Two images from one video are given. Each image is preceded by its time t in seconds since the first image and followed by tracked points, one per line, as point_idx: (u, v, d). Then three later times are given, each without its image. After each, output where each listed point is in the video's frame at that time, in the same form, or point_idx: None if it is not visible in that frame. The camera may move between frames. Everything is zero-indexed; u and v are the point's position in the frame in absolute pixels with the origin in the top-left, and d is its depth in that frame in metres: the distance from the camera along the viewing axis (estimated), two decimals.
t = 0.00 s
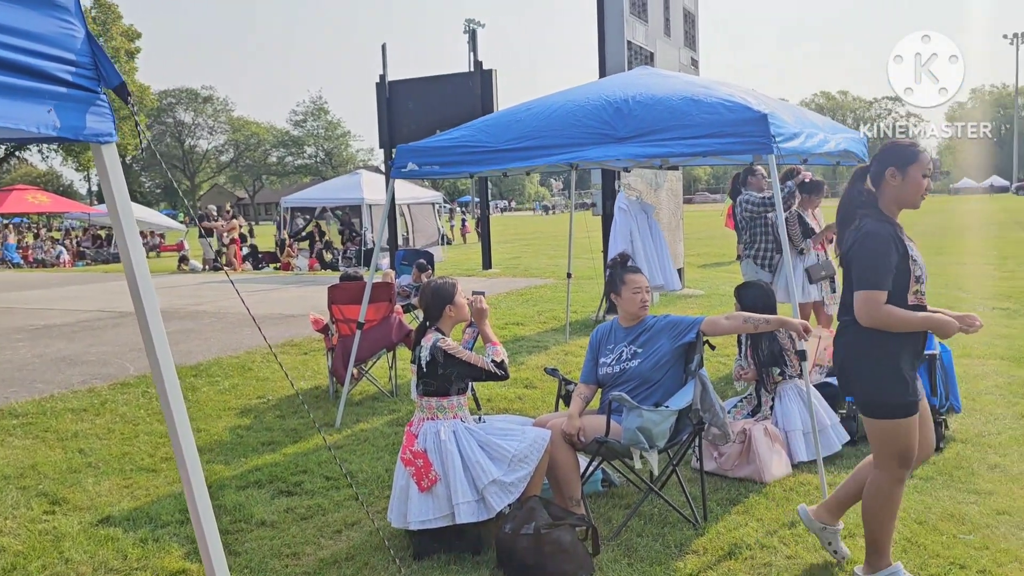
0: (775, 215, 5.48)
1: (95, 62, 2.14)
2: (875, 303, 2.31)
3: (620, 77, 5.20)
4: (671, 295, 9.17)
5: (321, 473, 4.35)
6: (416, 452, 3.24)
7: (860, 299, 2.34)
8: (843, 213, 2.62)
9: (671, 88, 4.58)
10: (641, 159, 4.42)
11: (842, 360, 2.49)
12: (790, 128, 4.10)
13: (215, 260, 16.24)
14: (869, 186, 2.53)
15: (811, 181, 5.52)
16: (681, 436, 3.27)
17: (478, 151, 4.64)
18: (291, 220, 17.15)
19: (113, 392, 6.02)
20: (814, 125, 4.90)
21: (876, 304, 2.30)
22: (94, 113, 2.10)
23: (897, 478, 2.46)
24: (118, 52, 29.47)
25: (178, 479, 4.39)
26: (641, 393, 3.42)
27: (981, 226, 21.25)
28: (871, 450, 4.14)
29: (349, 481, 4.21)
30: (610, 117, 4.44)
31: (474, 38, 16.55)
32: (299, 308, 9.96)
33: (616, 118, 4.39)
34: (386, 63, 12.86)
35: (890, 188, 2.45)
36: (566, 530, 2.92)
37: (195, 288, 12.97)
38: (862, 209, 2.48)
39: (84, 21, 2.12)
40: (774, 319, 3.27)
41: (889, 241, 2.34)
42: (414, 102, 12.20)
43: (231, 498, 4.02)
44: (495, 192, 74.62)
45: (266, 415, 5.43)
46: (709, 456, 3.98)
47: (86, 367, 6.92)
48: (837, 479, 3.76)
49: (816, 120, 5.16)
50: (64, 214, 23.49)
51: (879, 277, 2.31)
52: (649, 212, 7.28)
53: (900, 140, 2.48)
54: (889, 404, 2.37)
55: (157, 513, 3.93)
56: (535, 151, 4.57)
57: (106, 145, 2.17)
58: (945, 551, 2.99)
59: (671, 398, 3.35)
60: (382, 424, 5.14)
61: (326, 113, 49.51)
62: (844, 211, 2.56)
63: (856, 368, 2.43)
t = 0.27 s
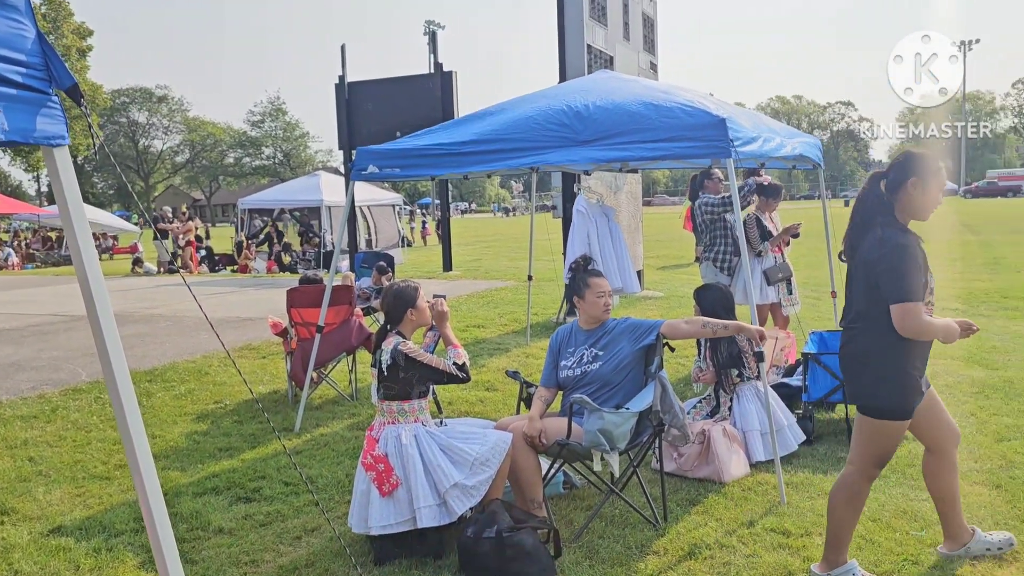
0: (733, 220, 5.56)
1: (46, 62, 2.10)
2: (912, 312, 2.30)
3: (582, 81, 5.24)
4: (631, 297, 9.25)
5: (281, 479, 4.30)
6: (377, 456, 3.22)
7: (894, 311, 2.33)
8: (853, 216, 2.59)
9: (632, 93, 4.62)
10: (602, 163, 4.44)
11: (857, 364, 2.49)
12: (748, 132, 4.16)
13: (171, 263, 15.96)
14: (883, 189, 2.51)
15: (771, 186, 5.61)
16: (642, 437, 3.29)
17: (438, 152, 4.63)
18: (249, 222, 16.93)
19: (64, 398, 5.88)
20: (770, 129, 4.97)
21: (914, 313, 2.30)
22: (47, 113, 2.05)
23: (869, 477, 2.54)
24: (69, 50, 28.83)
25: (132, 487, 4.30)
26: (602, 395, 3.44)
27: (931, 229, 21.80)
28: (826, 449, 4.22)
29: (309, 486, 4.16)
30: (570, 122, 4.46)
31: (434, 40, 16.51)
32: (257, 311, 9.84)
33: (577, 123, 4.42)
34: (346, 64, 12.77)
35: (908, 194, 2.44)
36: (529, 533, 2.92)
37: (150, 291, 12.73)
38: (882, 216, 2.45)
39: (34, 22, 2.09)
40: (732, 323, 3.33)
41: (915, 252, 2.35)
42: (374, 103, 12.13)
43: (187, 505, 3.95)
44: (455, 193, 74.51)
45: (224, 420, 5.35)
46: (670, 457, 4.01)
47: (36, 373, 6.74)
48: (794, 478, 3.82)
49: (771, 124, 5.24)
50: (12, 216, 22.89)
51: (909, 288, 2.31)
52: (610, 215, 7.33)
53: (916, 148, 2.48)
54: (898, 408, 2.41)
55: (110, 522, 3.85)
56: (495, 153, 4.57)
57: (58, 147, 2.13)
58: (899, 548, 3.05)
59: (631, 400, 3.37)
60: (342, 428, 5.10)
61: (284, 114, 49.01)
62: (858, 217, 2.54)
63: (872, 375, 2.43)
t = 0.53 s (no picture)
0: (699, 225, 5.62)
1: (4, 65, 2.07)
2: (951, 307, 2.47)
3: (549, 86, 5.26)
4: (598, 300, 9.30)
5: (246, 485, 4.25)
6: (344, 462, 3.19)
7: (935, 310, 2.48)
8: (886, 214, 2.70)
9: (598, 99, 4.64)
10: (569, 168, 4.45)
11: (892, 354, 2.65)
12: (712, 138, 4.21)
13: (133, 266, 15.70)
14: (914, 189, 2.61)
15: (737, 190, 5.68)
16: (610, 440, 3.30)
17: (404, 156, 4.64)
18: (213, 225, 16.72)
19: (22, 405, 5.75)
20: (734, 134, 5.03)
21: (953, 311, 2.47)
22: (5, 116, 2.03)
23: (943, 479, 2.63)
24: (27, 50, 28.26)
25: (93, 495, 4.22)
26: (569, 399, 3.45)
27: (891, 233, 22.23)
28: (790, 450, 4.28)
29: (274, 492, 4.12)
30: (537, 127, 4.47)
31: (402, 42, 16.45)
32: (222, 316, 9.72)
33: (543, 128, 4.43)
34: (312, 66, 12.68)
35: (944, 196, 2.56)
36: (496, 537, 2.92)
37: (111, 295, 12.51)
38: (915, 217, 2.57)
39: None
40: (697, 327, 3.37)
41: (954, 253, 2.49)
42: (340, 106, 12.06)
43: (150, 513, 3.89)
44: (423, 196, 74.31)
45: (187, 426, 5.28)
46: (637, 459, 4.04)
47: None
48: (759, 479, 3.87)
49: (735, 128, 5.30)
50: None
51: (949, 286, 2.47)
52: (577, 219, 7.36)
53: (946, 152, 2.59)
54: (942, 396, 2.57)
55: (70, 532, 3.77)
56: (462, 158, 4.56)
57: (16, 150, 2.09)
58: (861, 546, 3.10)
59: (599, 403, 3.39)
60: (308, 433, 5.06)
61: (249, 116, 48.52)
62: (888, 217, 2.65)
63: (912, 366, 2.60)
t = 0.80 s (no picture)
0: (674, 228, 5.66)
1: None
2: (987, 299, 2.55)
3: (525, 89, 5.27)
4: (574, 303, 9.33)
5: (219, 490, 4.21)
6: (319, 466, 3.17)
7: (971, 301, 2.57)
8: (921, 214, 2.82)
9: (573, 102, 4.66)
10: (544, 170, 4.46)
11: (929, 345, 2.72)
12: (687, 141, 4.24)
13: (104, 269, 15.50)
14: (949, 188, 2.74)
15: (712, 194, 5.72)
16: (585, 443, 3.32)
17: (379, 158, 4.64)
18: (186, 227, 16.55)
19: None
20: (709, 138, 5.07)
21: (988, 303, 2.55)
22: None
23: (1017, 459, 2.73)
24: None
25: (62, 502, 4.16)
26: (545, 401, 3.46)
27: (863, 236, 22.52)
28: (764, 451, 4.31)
29: (248, 497, 4.09)
30: (511, 129, 4.48)
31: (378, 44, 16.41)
32: (195, 319, 9.62)
33: (518, 131, 4.44)
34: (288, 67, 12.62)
35: (979, 196, 2.69)
36: (472, 540, 2.91)
37: (81, 298, 12.34)
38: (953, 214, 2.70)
39: None
40: (671, 329, 3.40)
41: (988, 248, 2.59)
42: (315, 107, 11.99)
43: (121, 520, 3.84)
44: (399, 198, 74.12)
45: (160, 431, 5.22)
46: (612, 461, 4.05)
47: None
48: (733, 480, 3.90)
49: (710, 132, 5.34)
50: None
51: (985, 277, 2.56)
52: (552, 222, 7.38)
53: (981, 154, 2.71)
54: (987, 386, 2.64)
55: (38, 539, 3.71)
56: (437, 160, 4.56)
57: None
58: (832, 546, 3.14)
59: (574, 405, 3.40)
60: (283, 437, 5.02)
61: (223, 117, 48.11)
62: (928, 214, 2.77)
63: (948, 360, 2.67)
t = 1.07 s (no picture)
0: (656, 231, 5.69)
1: None
2: None
3: (508, 93, 5.28)
4: (558, 305, 9.35)
5: (200, 494, 4.19)
6: (300, 469, 3.16)
7: None
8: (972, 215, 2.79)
9: (555, 105, 4.67)
10: (526, 173, 4.47)
11: (980, 345, 2.69)
12: (668, 145, 4.26)
13: (83, 271, 15.35)
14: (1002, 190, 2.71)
15: (694, 197, 5.75)
16: (567, 445, 3.33)
17: (362, 161, 4.63)
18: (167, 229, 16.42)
19: None
20: (690, 142, 5.10)
21: None
22: None
23: None
24: None
25: (40, 507, 4.12)
26: (527, 404, 3.47)
27: (844, 238, 22.70)
28: (745, 452, 4.34)
29: (229, 501, 4.07)
30: (493, 132, 4.48)
31: (361, 45, 16.36)
32: (175, 321, 9.55)
33: (499, 134, 4.45)
34: (269, 68, 12.56)
35: None
36: (454, 543, 2.91)
37: (60, 300, 12.22)
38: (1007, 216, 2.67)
39: None
40: (653, 332, 3.42)
41: None
42: (298, 109, 11.95)
43: (100, 524, 3.80)
44: (382, 200, 73.94)
45: (140, 435, 5.18)
46: (594, 464, 4.07)
47: None
48: (714, 482, 3.93)
49: (691, 136, 5.38)
50: None
51: None
52: (535, 225, 7.40)
53: None
54: None
55: (16, 545, 3.67)
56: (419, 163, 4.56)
57: None
58: (812, 546, 3.17)
59: (557, 408, 3.41)
60: (264, 441, 5.00)
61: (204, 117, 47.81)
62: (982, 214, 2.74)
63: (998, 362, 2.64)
